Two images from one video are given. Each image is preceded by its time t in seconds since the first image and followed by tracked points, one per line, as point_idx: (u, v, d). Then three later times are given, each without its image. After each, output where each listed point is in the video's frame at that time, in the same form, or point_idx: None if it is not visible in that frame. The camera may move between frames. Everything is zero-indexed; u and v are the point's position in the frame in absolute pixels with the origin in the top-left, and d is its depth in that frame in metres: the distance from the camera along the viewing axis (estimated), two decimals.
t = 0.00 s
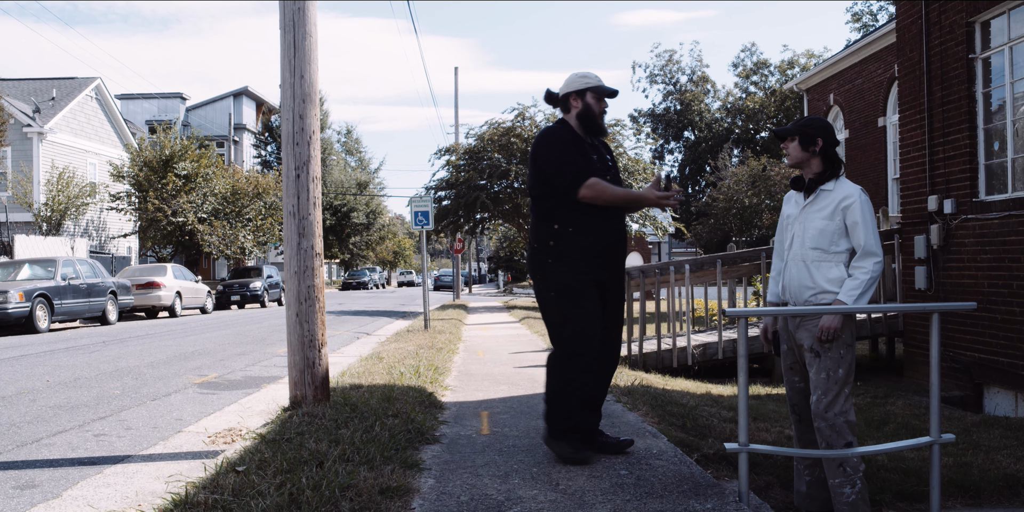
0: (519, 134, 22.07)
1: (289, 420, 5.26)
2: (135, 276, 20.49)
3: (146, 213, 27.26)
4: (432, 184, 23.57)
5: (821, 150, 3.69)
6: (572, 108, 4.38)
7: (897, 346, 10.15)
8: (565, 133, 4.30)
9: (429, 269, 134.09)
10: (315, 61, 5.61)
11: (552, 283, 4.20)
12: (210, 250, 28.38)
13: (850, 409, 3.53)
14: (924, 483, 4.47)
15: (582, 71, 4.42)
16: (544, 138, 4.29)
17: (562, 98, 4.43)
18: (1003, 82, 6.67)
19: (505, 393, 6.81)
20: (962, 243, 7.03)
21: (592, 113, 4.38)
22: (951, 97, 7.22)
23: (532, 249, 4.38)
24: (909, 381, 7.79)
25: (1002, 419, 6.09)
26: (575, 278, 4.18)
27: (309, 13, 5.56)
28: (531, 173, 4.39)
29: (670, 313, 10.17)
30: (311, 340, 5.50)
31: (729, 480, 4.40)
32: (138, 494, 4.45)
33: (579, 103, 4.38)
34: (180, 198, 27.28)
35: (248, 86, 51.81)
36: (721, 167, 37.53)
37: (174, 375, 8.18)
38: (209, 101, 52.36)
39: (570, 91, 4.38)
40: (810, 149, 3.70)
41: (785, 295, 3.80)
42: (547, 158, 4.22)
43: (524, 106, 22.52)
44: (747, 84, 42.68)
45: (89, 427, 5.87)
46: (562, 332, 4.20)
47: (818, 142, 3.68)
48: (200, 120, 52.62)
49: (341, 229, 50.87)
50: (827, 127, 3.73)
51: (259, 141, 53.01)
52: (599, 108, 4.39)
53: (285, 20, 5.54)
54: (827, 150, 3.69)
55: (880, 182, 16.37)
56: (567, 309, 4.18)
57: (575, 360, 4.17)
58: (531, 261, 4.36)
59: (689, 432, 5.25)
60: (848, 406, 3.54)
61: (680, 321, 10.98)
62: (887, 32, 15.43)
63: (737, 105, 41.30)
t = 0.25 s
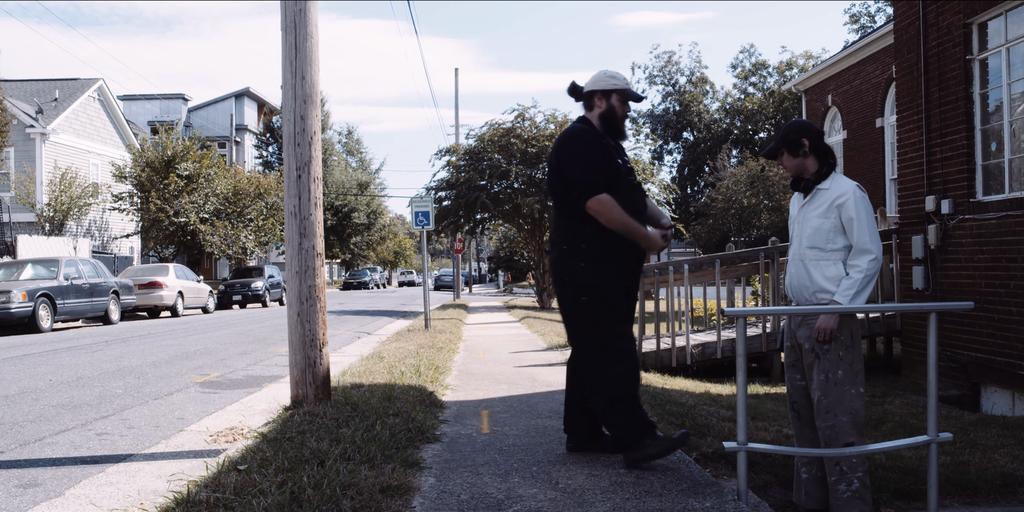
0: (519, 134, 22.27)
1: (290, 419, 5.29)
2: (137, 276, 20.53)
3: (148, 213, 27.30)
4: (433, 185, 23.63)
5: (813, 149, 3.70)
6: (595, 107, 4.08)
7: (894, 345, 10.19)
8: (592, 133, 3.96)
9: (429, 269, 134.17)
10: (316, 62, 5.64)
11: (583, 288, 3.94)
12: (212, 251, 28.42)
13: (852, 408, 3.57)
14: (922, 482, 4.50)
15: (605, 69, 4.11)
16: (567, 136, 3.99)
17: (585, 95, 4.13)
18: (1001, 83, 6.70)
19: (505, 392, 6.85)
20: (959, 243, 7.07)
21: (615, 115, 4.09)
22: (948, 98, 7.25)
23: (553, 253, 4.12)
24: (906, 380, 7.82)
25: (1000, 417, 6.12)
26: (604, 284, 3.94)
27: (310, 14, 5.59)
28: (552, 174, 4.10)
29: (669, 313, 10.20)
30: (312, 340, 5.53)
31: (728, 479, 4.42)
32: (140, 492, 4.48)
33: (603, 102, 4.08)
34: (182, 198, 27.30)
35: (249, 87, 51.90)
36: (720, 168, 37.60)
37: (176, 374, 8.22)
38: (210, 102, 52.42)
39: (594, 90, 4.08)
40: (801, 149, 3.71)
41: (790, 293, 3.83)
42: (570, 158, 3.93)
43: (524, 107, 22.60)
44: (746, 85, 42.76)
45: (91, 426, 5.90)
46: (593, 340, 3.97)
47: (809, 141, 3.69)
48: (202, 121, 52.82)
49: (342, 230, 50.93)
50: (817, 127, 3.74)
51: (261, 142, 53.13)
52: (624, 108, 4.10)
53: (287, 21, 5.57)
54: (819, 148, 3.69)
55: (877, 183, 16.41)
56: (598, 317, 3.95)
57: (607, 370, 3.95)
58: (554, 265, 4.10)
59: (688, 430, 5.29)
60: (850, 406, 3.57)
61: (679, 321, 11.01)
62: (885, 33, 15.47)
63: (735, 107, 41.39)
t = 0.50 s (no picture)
0: (519, 135, 22.34)
1: (292, 418, 5.33)
2: (139, 277, 20.55)
3: (151, 214, 27.20)
4: (434, 185, 23.68)
5: (790, 159, 3.79)
6: (632, 106, 4.08)
7: (892, 344, 10.22)
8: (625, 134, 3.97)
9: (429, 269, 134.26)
10: (317, 63, 5.67)
11: (625, 293, 3.97)
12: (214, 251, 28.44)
13: (858, 405, 3.62)
14: (920, 480, 4.53)
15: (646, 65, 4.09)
16: (596, 138, 4.00)
17: (619, 94, 4.12)
18: (998, 84, 6.73)
19: (505, 391, 6.88)
20: (956, 243, 7.09)
21: (654, 113, 4.09)
22: (946, 99, 7.27)
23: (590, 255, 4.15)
24: (904, 379, 7.85)
25: (997, 417, 6.14)
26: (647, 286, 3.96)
27: (312, 15, 5.62)
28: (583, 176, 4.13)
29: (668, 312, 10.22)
30: (313, 340, 5.55)
31: (727, 477, 4.43)
32: (142, 491, 4.51)
33: (638, 101, 4.08)
34: (184, 199, 27.32)
35: (251, 88, 51.98)
36: (719, 168, 37.69)
37: (178, 374, 8.25)
38: (211, 103, 52.51)
39: (632, 88, 4.06)
40: (777, 159, 3.82)
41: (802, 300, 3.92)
42: (596, 161, 3.95)
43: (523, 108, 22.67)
44: (744, 86, 42.84)
45: (94, 425, 5.93)
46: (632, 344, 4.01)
47: (783, 150, 3.79)
48: (204, 122, 52.99)
49: (343, 230, 50.99)
50: (789, 137, 3.83)
51: (262, 142, 53.27)
52: (661, 106, 4.09)
53: (288, 23, 5.60)
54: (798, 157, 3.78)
55: (875, 184, 16.46)
56: (639, 320, 4.00)
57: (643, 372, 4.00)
58: (591, 266, 4.14)
59: (687, 429, 5.32)
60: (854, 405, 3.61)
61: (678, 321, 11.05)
62: (883, 35, 15.50)
63: (734, 107, 41.49)
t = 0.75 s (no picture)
0: (519, 136, 22.36)
1: (293, 417, 5.36)
2: (142, 276, 20.56)
3: (153, 214, 27.38)
4: (434, 186, 23.70)
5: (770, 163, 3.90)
6: (666, 99, 4.05)
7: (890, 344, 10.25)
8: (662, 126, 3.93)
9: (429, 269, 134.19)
10: (318, 64, 5.71)
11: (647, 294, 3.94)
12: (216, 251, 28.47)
13: (848, 403, 3.64)
14: (917, 479, 4.56)
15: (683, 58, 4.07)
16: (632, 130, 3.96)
17: (654, 88, 4.09)
18: (995, 85, 6.76)
19: (505, 391, 6.91)
20: (954, 243, 7.12)
21: (690, 108, 4.06)
22: (943, 100, 7.30)
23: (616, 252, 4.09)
24: (902, 379, 7.89)
25: (995, 416, 6.17)
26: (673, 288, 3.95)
27: (313, 17, 5.65)
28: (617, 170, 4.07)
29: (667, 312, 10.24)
30: (314, 339, 5.58)
31: (726, 476, 4.44)
32: (145, 490, 4.54)
33: (674, 94, 4.05)
34: (186, 199, 27.35)
35: (252, 89, 52.04)
36: (718, 169, 37.74)
37: (180, 373, 8.29)
38: (213, 104, 52.61)
39: (670, 81, 4.03)
40: (758, 165, 3.93)
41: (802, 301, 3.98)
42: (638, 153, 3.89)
43: (523, 109, 22.73)
44: (743, 87, 42.87)
45: (96, 424, 5.96)
46: (651, 349, 3.97)
47: (762, 156, 3.92)
48: (206, 122, 53.02)
49: (344, 230, 51.01)
50: (767, 142, 3.93)
51: (264, 143, 53.36)
52: (697, 102, 4.07)
53: (289, 24, 5.64)
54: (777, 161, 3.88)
55: (873, 184, 16.49)
56: (659, 322, 3.96)
57: (659, 380, 3.97)
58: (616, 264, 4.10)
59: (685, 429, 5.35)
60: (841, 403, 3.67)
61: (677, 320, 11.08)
62: (881, 35, 15.52)
63: (733, 108, 41.54)
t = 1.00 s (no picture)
0: (518, 136, 22.38)
1: (294, 416, 5.39)
2: (144, 276, 20.57)
3: (155, 214, 27.41)
4: (435, 186, 23.75)
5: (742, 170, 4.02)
6: (708, 110, 4.07)
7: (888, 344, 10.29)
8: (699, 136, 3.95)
9: (429, 269, 134.24)
10: (319, 65, 5.74)
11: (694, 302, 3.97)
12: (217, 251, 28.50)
13: (818, 399, 3.64)
14: (915, 478, 4.58)
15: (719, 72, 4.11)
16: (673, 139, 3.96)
17: (695, 97, 4.10)
18: (992, 86, 6.79)
19: (505, 390, 6.94)
20: (951, 243, 7.15)
21: (724, 120, 4.11)
22: (941, 100, 7.33)
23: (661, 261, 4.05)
24: (899, 378, 7.92)
25: (992, 415, 6.20)
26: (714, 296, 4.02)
27: (314, 18, 5.68)
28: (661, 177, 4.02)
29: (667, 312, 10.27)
30: (315, 339, 5.61)
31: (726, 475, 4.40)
32: (147, 488, 4.57)
33: (714, 105, 4.08)
34: (188, 199, 27.40)
35: (254, 90, 52.08)
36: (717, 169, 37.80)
37: (182, 372, 8.32)
38: (214, 105, 52.68)
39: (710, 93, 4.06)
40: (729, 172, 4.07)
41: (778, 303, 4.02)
42: (692, 162, 3.86)
43: (523, 110, 22.79)
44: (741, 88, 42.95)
45: (99, 423, 5.99)
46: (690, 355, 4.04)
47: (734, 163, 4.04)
48: (208, 123, 53.19)
49: (345, 230, 51.04)
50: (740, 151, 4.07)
51: (265, 144, 53.45)
52: (734, 114, 4.11)
53: (291, 25, 5.67)
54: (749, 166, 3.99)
55: (871, 184, 16.54)
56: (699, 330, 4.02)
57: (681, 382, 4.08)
58: (657, 272, 4.08)
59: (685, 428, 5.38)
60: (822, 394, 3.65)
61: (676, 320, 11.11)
62: (878, 37, 15.57)
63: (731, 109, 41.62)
